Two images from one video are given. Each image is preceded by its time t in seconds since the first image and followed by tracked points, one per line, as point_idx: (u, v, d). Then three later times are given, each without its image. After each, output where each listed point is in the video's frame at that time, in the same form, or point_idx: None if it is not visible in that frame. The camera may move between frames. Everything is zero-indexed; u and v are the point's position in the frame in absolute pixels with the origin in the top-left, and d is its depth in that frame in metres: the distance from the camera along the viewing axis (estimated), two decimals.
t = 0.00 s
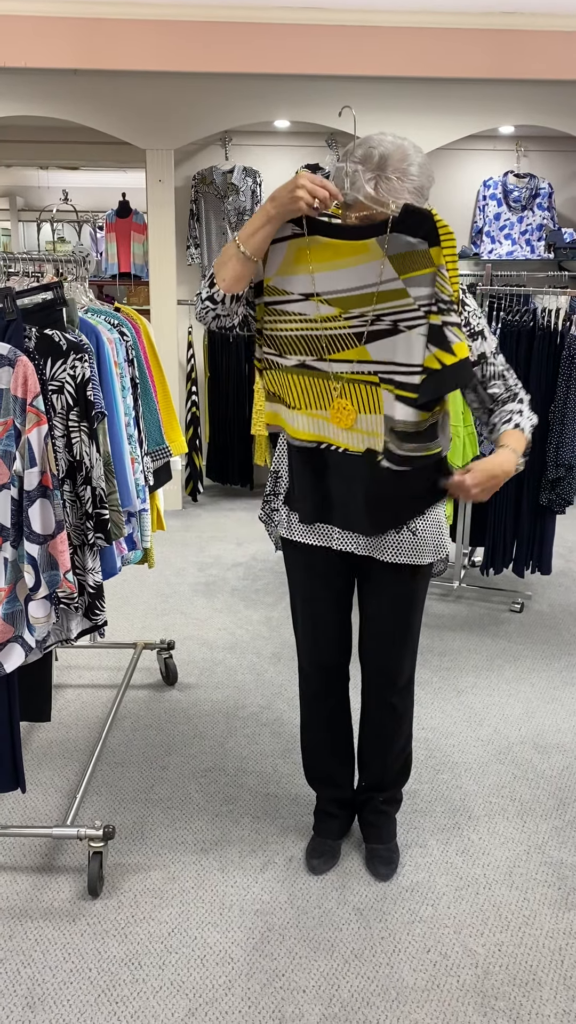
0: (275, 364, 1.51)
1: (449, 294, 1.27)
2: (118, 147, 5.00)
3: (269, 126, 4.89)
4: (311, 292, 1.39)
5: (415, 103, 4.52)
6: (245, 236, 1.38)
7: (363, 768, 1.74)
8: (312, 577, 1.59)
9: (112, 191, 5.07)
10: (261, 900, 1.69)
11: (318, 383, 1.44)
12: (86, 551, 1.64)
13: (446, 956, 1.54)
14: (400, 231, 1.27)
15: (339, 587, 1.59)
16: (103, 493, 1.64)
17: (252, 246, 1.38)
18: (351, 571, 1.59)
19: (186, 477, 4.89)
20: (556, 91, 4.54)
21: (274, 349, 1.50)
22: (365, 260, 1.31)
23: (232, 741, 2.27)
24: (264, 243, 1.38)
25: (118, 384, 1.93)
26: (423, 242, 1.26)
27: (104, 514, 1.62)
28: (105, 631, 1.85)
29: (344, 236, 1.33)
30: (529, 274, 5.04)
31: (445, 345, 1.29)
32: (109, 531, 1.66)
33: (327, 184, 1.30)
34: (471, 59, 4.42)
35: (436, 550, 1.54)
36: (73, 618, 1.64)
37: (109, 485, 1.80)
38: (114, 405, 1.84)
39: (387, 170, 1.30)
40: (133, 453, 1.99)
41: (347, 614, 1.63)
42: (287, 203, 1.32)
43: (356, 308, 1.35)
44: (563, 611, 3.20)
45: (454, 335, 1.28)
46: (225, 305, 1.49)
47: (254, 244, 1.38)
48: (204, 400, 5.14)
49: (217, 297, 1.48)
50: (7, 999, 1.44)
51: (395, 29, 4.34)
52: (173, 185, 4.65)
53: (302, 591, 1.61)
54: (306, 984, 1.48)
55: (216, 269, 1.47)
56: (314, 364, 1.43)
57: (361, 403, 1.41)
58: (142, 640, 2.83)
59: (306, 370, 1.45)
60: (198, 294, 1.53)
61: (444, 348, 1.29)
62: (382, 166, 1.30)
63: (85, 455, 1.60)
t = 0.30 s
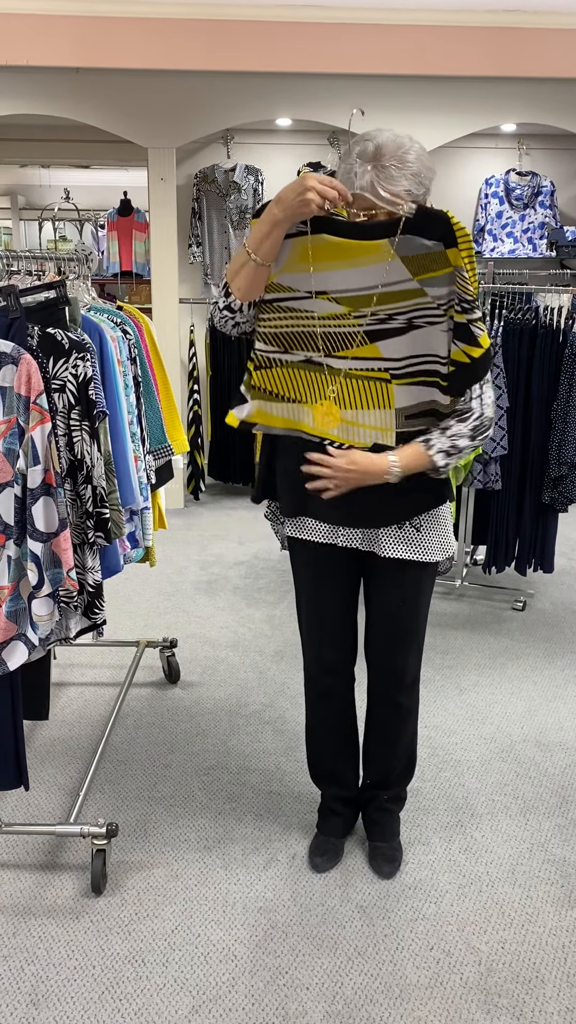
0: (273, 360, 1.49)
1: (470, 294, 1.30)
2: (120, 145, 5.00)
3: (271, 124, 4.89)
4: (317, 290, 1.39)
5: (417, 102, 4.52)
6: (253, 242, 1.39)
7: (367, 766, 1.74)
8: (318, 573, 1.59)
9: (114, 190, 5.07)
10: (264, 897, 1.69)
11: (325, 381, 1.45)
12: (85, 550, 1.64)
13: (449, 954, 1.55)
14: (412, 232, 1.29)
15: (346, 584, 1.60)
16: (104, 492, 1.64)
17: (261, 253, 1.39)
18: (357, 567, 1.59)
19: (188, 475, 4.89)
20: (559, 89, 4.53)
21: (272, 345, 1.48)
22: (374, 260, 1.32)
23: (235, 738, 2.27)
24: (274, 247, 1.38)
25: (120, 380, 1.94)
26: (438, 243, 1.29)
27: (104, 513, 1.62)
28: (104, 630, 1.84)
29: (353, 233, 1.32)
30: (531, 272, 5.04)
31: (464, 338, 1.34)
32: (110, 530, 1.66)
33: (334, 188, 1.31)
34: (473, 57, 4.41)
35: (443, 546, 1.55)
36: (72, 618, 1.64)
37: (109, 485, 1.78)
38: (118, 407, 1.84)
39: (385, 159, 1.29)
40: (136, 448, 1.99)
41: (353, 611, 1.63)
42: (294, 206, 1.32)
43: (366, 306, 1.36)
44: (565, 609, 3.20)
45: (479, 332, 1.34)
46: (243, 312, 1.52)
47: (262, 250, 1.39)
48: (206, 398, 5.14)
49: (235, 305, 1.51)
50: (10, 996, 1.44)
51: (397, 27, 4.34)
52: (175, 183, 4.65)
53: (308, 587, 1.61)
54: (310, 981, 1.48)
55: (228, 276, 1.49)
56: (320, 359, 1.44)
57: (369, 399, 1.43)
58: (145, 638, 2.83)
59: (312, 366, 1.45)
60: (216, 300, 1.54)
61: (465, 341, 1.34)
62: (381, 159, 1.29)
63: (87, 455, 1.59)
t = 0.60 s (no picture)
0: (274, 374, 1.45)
1: (469, 322, 1.30)
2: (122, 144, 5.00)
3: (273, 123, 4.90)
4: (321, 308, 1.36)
5: (420, 101, 4.52)
6: (265, 258, 1.36)
7: (370, 763, 1.74)
8: (319, 572, 1.60)
9: (115, 189, 5.07)
10: (267, 895, 1.69)
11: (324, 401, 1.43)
12: (87, 549, 1.64)
13: (452, 952, 1.55)
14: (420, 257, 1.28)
15: (347, 583, 1.60)
16: (105, 491, 1.64)
17: (272, 268, 1.36)
18: (358, 566, 1.59)
19: (189, 474, 4.89)
20: (560, 88, 4.53)
21: (274, 359, 1.45)
22: (380, 282, 1.31)
23: (237, 738, 2.27)
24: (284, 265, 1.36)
25: (123, 380, 1.93)
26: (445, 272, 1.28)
27: (106, 512, 1.63)
28: (105, 630, 1.85)
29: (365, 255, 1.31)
30: (533, 272, 5.03)
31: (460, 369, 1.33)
32: (111, 529, 1.66)
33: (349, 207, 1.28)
34: (475, 57, 4.41)
35: (444, 545, 1.57)
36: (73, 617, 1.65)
37: (110, 484, 1.80)
38: (121, 405, 1.84)
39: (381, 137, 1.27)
40: (138, 448, 2.00)
41: (355, 609, 1.64)
42: (308, 225, 1.30)
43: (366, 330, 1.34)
44: (567, 608, 3.20)
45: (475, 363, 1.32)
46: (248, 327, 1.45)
47: (273, 264, 1.35)
48: (208, 398, 5.14)
49: (240, 320, 1.45)
50: (14, 994, 1.45)
51: (398, 27, 4.34)
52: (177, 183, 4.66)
53: (310, 586, 1.62)
54: (313, 979, 1.48)
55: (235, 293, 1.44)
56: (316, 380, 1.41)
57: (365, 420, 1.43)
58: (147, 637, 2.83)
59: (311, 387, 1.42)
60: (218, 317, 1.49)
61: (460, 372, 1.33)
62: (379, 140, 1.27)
63: (88, 454, 1.60)
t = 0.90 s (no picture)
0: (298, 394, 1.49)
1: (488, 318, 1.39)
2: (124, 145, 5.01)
3: (275, 123, 4.90)
4: (339, 327, 1.41)
5: (421, 101, 4.53)
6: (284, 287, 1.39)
7: (373, 761, 1.74)
8: (325, 573, 1.60)
9: (117, 190, 5.07)
10: (270, 895, 1.69)
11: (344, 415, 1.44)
12: (92, 547, 1.63)
13: (456, 952, 1.55)
14: (432, 266, 1.39)
15: (354, 584, 1.60)
16: (110, 490, 1.64)
17: (292, 298, 1.39)
18: (364, 566, 1.59)
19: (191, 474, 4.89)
20: (563, 87, 4.54)
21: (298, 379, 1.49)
22: (396, 296, 1.38)
23: (241, 737, 2.27)
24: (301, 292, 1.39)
25: (128, 380, 1.94)
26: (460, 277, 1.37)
27: (111, 511, 1.63)
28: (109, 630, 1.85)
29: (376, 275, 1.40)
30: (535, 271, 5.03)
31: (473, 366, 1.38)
32: (117, 527, 1.66)
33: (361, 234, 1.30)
34: (477, 57, 4.41)
35: (451, 546, 1.57)
36: (80, 615, 1.66)
37: (116, 483, 1.78)
38: (124, 405, 1.85)
39: (368, 130, 1.35)
40: (143, 448, 2.00)
41: (361, 609, 1.64)
42: (322, 257, 1.33)
43: (386, 342, 1.39)
44: (570, 608, 3.20)
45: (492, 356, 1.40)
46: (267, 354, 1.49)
47: (293, 294, 1.39)
48: (210, 398, 5.14)
49: (260, 350, 1.48)
50: (18, 993, 1.45)
51: (401, 27, 4.34)
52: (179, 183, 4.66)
53: (317, 587, 1.62)
54: (316, 979, 1.48)
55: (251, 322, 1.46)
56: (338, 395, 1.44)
57: (385, 432, 1.42)
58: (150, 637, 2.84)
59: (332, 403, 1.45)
60: (232, 344, 1.50)
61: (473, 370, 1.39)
62: (365, 132, 1.34)
63: (94, 453, 1.60)
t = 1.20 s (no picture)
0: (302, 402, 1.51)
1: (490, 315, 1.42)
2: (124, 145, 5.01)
3: (275, 123, 4.91)
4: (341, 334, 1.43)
5: (422, 101, 4.53)
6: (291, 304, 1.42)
7: (373, 765, 1.75)
8: (324, 578, 1.60)
9: (118, 190, 5.07)
10: (271, 896, 1.69)
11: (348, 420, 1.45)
12: (96, 547, 1.64)
13: (456, 953, 1.55)
14: (429, 266, 1.41)
15: (351, 587, 1.60)
16: (114, 490, 1.63)
17: (301, 315, 1.41)
18: (362, 568, 1.60)
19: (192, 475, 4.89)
20: (563, 87, 4.54)
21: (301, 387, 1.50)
22: (395, 298, 1.40)
23: (241, 738, 2.27)
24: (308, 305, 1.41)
25: (128, 381, 1.94)
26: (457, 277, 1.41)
27: (115, 510, 1.62)
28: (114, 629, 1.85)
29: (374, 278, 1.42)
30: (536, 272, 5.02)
31: (489, 360, 1.43)
32: (120, 527, 1.65)
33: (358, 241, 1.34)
34: (477, 56, 4.41)
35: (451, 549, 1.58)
36: (84, 615, 1.66)
37: (119, 483, 1.77)
38: (124, 404, 1.85)
39: (356, 136, 1.34)
40: (143, 449, 2.00)
41: (358, 610, 1.64)
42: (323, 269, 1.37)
43: (387, 346, 1.41)
44: (570, 608, 3.20)
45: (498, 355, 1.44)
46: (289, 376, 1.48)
47: (300, 310, 1.41)
48: (211, 398, 5.14)
49: (282, 373, 1.47)
50: (19, 994, 1.45)
51: (401, 27, 4.34)
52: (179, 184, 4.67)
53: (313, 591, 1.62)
54: (317, 979, 1.48)
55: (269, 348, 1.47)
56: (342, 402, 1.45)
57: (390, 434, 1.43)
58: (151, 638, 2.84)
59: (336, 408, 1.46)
60: (253, 371, 1.50)
61: (490, 363, 1.43)
62: (354, 139, 1.34)
63: (96, 453, 1.60)
